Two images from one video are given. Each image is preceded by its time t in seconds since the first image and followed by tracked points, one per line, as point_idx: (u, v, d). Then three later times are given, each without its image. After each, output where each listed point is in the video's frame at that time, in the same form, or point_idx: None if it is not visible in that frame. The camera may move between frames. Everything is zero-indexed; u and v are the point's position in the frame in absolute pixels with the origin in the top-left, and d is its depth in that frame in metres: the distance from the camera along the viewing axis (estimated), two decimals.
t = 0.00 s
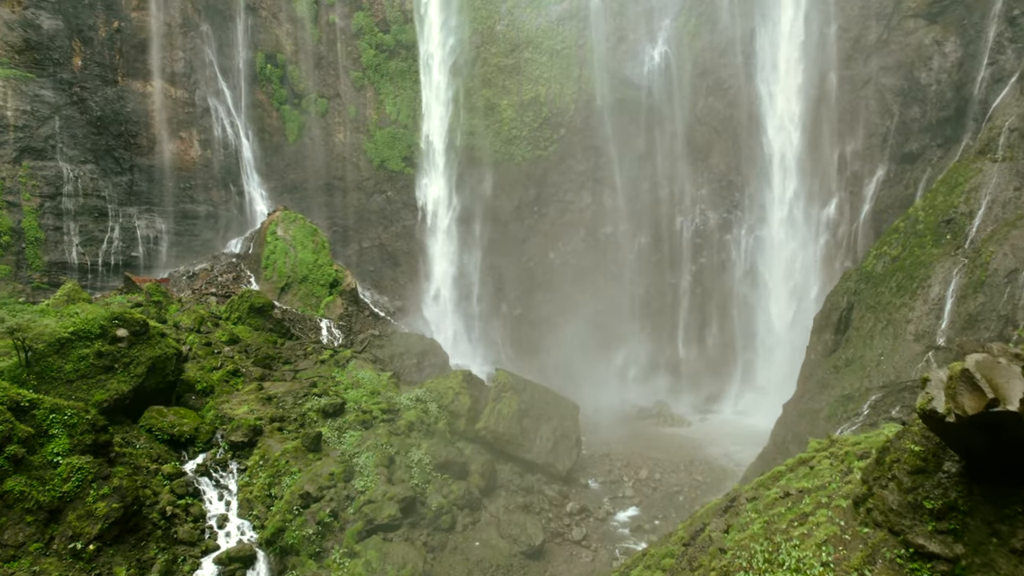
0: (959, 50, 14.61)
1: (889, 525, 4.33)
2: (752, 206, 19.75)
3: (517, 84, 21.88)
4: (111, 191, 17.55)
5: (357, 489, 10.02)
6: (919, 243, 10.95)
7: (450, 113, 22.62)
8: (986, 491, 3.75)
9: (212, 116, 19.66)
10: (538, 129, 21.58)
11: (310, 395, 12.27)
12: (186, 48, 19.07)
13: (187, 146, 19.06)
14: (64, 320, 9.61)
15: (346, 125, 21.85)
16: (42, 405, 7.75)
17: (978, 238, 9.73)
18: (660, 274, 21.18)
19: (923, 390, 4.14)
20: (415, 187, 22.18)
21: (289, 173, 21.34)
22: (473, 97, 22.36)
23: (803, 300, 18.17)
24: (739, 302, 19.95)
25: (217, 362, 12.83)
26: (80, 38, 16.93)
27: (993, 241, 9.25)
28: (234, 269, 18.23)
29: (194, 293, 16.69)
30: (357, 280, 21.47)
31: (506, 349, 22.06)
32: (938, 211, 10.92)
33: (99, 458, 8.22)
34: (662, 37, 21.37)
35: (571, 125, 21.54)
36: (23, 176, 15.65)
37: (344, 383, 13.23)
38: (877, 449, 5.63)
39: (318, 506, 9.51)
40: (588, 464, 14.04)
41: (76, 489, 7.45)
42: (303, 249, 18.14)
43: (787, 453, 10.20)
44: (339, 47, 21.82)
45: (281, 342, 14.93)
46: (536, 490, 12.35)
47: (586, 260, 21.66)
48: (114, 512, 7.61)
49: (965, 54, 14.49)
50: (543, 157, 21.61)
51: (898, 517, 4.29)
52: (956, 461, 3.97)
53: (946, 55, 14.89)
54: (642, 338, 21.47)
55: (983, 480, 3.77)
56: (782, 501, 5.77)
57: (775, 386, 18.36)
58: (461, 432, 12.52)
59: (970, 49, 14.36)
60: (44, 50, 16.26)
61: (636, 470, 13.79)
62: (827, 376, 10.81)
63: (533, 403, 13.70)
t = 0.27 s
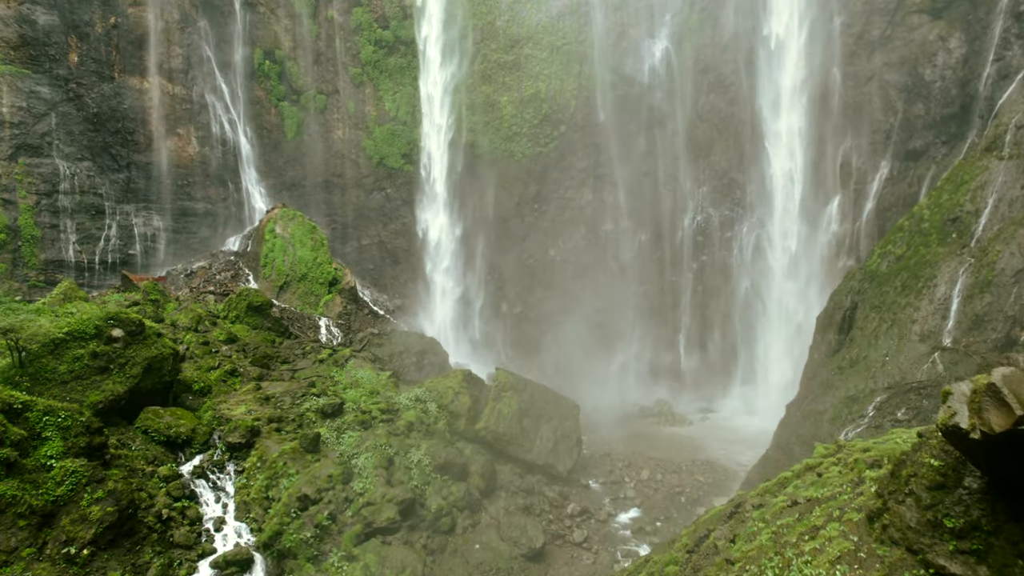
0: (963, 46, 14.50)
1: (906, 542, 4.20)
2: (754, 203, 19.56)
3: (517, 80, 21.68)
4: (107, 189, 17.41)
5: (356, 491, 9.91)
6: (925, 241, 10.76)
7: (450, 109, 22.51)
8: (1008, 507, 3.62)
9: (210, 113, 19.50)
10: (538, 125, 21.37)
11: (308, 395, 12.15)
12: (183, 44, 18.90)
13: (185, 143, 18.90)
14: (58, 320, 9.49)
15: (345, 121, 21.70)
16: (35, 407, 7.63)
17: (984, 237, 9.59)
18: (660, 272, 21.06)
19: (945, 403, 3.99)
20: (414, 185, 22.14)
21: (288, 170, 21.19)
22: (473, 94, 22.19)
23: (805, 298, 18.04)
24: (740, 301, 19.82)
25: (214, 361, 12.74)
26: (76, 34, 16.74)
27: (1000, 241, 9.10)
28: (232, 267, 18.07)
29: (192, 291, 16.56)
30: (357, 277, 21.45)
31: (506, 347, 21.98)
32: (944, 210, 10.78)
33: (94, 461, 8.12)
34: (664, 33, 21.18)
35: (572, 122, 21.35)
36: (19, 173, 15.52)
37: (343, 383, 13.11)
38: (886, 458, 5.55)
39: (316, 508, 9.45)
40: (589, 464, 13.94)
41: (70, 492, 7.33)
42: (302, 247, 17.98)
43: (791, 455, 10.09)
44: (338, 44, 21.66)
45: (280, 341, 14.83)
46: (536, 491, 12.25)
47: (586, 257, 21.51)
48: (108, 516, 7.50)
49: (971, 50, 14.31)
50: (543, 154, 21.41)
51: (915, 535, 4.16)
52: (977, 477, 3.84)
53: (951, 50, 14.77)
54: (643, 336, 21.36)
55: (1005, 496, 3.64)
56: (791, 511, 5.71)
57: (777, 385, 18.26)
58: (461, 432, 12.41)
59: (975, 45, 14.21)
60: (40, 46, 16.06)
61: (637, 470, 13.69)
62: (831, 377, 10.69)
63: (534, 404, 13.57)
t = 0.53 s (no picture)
0: (968, 43, 14.26)
1: (926, 564, 3.91)
2: (755, 201, 19.42)
3: (517, 76, 21.49)
4: (105, 186, 17.25)
5: (354, 493, 9.81)
6: (929, 240, 10.59)
7: (450, 107, 22.52)
8: None
9: (207, 110, 19.33)
10: (538, 122, 21.22)
11: (306, 395, 12.04)
12: (181, 40, 18.71)
13: (182, 140, 18.73)
14: (52, 320, 9.35)
15: (344, 118, 21.56)
16: (28, 410, 7.51)
17: (990, 236, 9.44)
18: (661, 270, 20.93)
19: (968, 420, 3.75)
20: (414, 182, 22.07)
21: (286, 167, 21.04)
22: (473, 91, 22.07)
23: (808, 297, 17.92)
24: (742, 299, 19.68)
25: (212, 361, 12.65)
26: (73, 29, 16.50)
27: (1006, 240, 8.96)
28: (230, 265, 17.95)
29: (190, 289, 16.44)
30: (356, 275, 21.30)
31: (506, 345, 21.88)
32: (949, 209, 10.50)
33: (88, 464, 8.01)
34: (665, 29, 20.98)
35: (572, 119, 21.18)
36: (16, 171, 15.31)
37: (341, 383, 13.00)
38: (897, 467, 5.42)
39: (313, 511, 9.34)
40: (590, 465, 13.85)
41: (63, 496, 7.22)
42: (301, 245, 17.86)
43: (795, 457, 9.97)
44: (337, 40, 21.53)
45: (278, 340, 14.74)
46: (536, 493, 12.12)
47: (587, 256, 21.37)
48: (102, 520, 7.40)
49: (975, 47, 14.07)
50: (543, 151, 21.24)
51: (936, 556, 3.87)
52: (1000, 494, 3.54)
53: (955, 47, 14.55)
54: (643, 334, 21.25)
55: None
56: (802, 522, 5.61)
57: (780, 384, 18.19)
58: (460, 433, 12.31)
59: (981, 41, 14.00)
60: (36, 42, 15.81)
61: (639, 471, 13.58)
62: (835, 377, 10.56)
63: (534, 404, 13.48)
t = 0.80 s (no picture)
0: (973, 40, 14.16)
1: None
2: (757, 200, 19.29)
3: (517, 74, 21.34)
4: (102, 185, 17.10)
5: (352, 497, 9.75)
6: (935, 241, 10.42)
7: (449, 105, 22.33)
8: None
9: (205, 108, 19.17)
10: (538, 121, 21.08)
11: (304, 397, 11.94)
12: (179, 37, 18.55)
13: (180, 138, 18.57)
14: (45, 322, 9.22)
15: (343, 116, 21.41)
16: (20, 413, 7.36)
17: (997, 236, 9.29)
18: (662, 269, 20.80)
19: (994, 441, 3.65)
20: (413, 181, 21.90)
21: (285, 165, 20.86)
22: (473, 89, 21.94)
23: (811, 296, 17.79)
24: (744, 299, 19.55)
25: (209, 363, 12.55)
26: (69, 27, 16.33)
27: (1014, 241, 8.81)
28: (228, 265, 17.82)
29: (188, 289, 16.32)
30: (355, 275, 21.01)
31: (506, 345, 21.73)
32: (954, 208, 10.39)
33: (82, 469, 7.89)
34: (665, 27, 20.86)
35: (572, 117, 21.04)
36: (11, 169, 15.26)
37: (340, 384, 12.89)
38: (909, 478, 5.30)
39: (311, 516, 9.26)
40: (591, 467, 13.76)
41: (56, 502, 7.08)
42: (299, 244, 17.73)
43: (800, 461, 9.84)
44: (336, 38, 21.38)
45: (276, 341, 14.64)
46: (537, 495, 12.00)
47: (588, 255, 21.23)
48: (96, 526, 7.28)
49: (981, 45, 13.96)
50: (543, 149, 21.09)
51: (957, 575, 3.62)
52: None
53: (959, 44, 14.40)
54: (644, 334, 21.12)
55: None
56: (811, 534, 5.53)
57: (782, 384, 18.10)
58: (460, 434, 12.22)
59: (986, 39, 13.87)
60: (32, 39, 15.69)
61: (640, 473, 13.47)
62: (840, 380, 10.43)
63: (535, 406, 13.37)
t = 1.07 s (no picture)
0: (977, 39, 13.95)
1: None
2: (759, 200, 19.12)
3: (517, 73, 21.19)
4: (99, 185, 16.97)
5: (350, 502, 9.69)
6: (940, 242, 10.27)
7: (448, 105, 22.15)
8: None
9: (203, 107, 19.03)
10: (538, 120, 20.93)
11: (303, 400, 11.83)
12: (176, 37, 18.41)
13: (178, 138, 18.45)
14: (39, 325, 9.08)
15: (342, 116, 21.29)
16: (12, 419, 7.24)
17: (1003, 237, 9.15)
18: (663, 270, 20.67)
19: None
20: (413, 180, 21.77)
21: (283, 165, 20.73)
22: (473, 88, 21.78)
23: (813, 297, 17.70)
24: (746, 300, 19.44)
25: (206, 365, 12.41)
26: (66, 26, 16.18)
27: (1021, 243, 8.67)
28: (227, 265, 17.73)
29: (185, 290, 16.20)
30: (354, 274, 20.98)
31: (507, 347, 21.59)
32: (959, 209, 10.27)
33: (75, 475, 7.79)
34: (667, 26, 20.67)
35: (573, 116, 20.88)
36: (7, 169, 15.15)
37: (339, 386, 12.76)
38: (921, 492, 5.16)
39: (309, 522, 9.19)
40: (592, 470, 13.68)
41: (48, 509, 6.97)
42: (298, 244, 17.56)
43: (804, 466, 9.73)
44: (335, 37, 21.27)
45: (274, 342, 14.54)
46: (537, 499, 11.91)
47: (588, 255, 21.10)
48: (89, 534, 7.17)
49: (985, 44, 13.75)
50: (543, 149, 20.96)
51: None
52: None
53: (963, 43, 14.24)
54: (645, 336, 20.99)
55: None
56: (821, 549, 5.44)
57: (786, 386, 18.02)
58: (459, 437, 12.15)
59: (990, 38, 13.67)
60: (28, 38, 15.55)
61: (641, 476, 13.36)
62: (844, 383, 10.29)
63: (535, 408, 13.30)
